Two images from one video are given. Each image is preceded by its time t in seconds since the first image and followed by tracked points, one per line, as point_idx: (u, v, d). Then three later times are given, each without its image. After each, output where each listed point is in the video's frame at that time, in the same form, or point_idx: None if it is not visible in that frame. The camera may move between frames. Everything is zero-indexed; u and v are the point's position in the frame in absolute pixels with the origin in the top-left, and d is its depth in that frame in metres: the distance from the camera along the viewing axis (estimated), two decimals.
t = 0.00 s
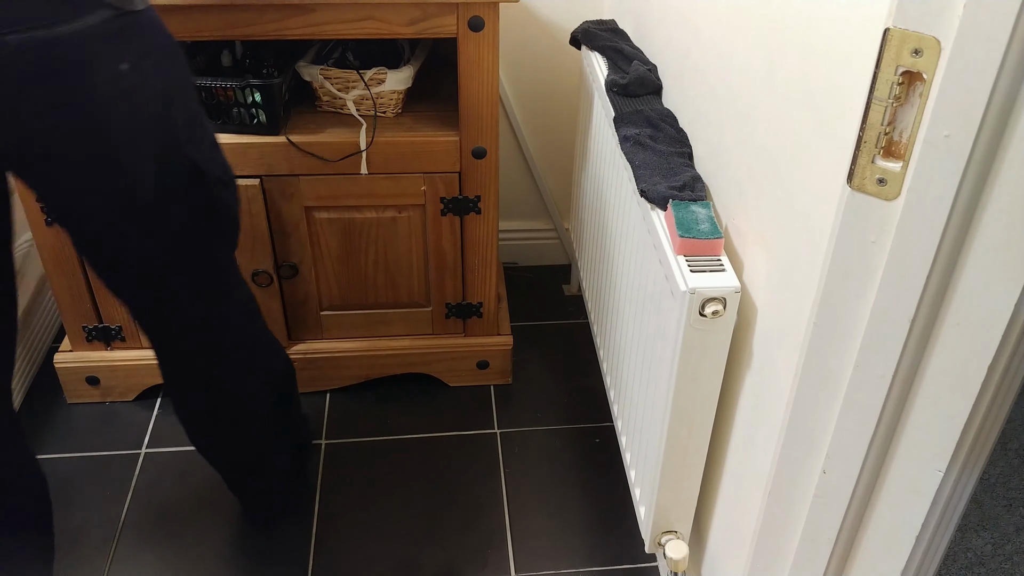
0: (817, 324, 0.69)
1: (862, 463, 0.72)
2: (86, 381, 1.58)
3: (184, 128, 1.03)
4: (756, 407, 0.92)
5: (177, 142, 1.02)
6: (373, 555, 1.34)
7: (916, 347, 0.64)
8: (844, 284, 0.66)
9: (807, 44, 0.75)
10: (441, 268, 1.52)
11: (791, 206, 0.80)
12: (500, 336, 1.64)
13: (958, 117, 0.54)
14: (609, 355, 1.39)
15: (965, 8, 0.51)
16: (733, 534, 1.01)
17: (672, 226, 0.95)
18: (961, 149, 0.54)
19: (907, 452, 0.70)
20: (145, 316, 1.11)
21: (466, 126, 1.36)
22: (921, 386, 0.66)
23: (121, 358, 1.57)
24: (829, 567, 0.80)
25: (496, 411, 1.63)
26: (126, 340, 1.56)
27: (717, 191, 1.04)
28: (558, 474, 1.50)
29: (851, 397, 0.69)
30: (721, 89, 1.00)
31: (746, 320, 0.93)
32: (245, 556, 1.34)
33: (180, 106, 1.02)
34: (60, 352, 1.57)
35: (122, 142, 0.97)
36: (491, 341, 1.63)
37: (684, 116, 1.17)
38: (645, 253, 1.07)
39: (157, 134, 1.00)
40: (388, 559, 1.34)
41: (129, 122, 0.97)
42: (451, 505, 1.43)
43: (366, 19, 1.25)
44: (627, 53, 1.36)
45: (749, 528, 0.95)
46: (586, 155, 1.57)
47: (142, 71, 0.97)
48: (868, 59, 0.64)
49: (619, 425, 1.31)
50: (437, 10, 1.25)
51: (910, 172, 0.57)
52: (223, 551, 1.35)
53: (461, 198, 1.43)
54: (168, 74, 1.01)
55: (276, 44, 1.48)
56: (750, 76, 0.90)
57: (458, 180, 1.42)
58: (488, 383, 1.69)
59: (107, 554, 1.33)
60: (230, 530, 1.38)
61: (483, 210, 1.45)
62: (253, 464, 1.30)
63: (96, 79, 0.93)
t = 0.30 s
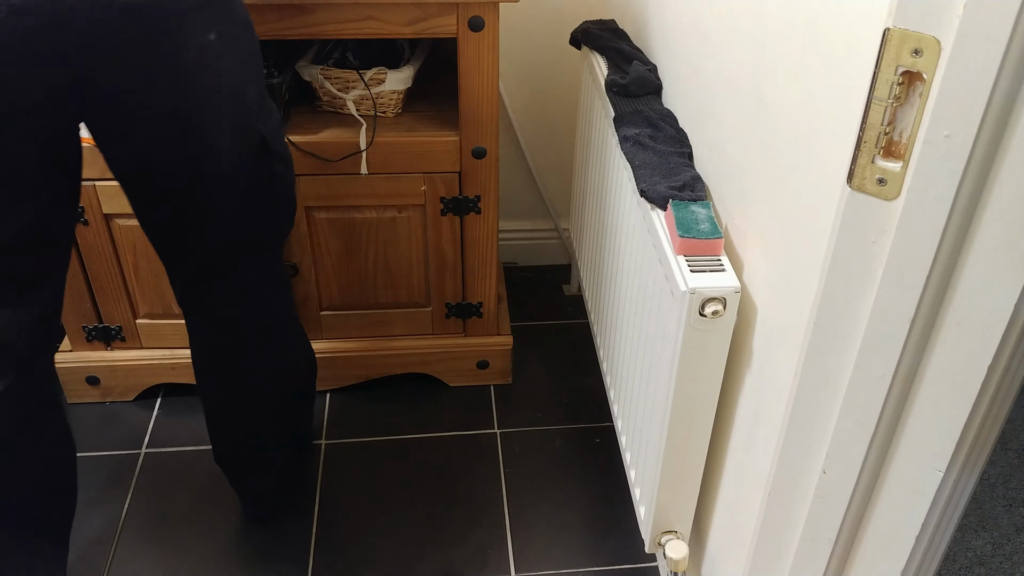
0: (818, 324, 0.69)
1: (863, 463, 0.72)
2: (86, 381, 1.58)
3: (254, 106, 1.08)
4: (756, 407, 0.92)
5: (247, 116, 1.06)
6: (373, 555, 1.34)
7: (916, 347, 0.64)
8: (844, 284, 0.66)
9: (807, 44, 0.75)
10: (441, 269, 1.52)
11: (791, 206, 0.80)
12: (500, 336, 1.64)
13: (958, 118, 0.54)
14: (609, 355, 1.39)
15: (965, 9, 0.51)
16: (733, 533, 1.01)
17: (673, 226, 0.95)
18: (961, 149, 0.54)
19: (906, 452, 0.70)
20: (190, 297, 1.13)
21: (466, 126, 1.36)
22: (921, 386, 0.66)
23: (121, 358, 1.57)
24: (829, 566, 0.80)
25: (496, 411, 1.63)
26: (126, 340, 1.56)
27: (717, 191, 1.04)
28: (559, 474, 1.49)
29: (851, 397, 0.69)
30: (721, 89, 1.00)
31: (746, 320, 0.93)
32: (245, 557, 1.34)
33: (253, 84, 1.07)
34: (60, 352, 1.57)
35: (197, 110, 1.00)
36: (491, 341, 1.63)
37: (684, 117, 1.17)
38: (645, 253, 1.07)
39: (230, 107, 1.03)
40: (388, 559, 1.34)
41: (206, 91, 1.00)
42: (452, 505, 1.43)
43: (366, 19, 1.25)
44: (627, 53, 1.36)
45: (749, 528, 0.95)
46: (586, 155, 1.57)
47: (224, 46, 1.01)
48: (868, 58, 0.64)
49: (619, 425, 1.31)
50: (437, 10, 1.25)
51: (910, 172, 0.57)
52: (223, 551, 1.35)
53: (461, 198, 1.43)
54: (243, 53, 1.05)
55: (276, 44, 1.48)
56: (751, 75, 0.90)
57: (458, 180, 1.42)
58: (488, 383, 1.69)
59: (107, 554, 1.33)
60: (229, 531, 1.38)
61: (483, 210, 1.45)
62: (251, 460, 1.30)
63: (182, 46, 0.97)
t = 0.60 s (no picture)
0: (818, 325, 0.69)
1: (863, 463, 0.72)
2: (86, 381, 1.58)
3: (262, 97, 1.07)
4: (756, 407, 0.92)
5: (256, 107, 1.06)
6: (373, 555, 1.34)
7: (916, 346, 0.64)
8: (844, 285, 0.65)
9: (807, 45, 0.75)
10: (441, 269, 1.52)
11: (792, 206, 0.80)
12: (500, 336, 1.64)
13: (958, 117, 0.54)
14: (609, 355, 1.39)
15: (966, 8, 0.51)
16: (733, 533, 1.01)
17: (673, 226, 0.95)
18: (961, 149, 0.54)
19: (906, 452, 0.70)
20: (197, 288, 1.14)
21: (465, 126, 1.36)
22: (920, 386, 0.66)
23: (121, 358, 1.57)
24: (829, 567, 0.80)
25: (496, 411, 1.63)
26: (126, 340, 1.56)
27: (717, 191, 1.04)
28: (560, 474, 1.49)
29: (851, 397, 0.69)
30: (722, 89, 1.00)
31: (746, 320, 0.93)
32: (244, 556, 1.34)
33: (262, 75, 1.06)
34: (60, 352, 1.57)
35: (206, 100, 1.00)
36: (491, 341, 1.63)
37: (684, 117, 1.17)
38: (645, 253, 1.07)
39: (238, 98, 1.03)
40: (389, 559, 1.34)
41: (214, 82, 1.00)
42: (452, 504, 1.43)
43: (365, 19, 1.25)
44: (627, 53, 1.36)
45: (749, 527, 0.94)
46: (586, 156, 1.57)
47: (234, 36, 1.01)
48: (867, 58, 0.64)
49: (619, 425, 1.31)
50: (437, 10, 1.25)
51: (910, 171, 0.57)
52: (223, 551, 1.35)
53: (461, 198, 1.43)
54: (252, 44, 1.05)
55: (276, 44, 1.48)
56: (751, 75, 0.90)
57: (458, 180, 1.42)
58: (488, 383, 1.69)
59: (107, 554, 1.33)
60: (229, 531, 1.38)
61: (483, 210, 1.45)
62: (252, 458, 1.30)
63: (192, 35, 0.97)
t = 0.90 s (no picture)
0: (818, 325, 0.69)
1: (862, 463, 0.72)
2: (86, 381, 1.58)
3: (215, 117, 1.00)
4: (756, 407, 0.92)
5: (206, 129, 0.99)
6: (373, 556, 1.34)
7: (916, 346, 0.64)
8: (844, 285, 0.66)
9: (807, 45, 0.75)
10: (441, 269, 1.52)
11: (791, 206, 0.80)
12: (500, 336, 1.64)
13: (957, 117, 0.54)
14: (609, 354, 1.39)
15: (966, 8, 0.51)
16: (733, 533, 1.01)
17: (673, 226, 0.95)
18: (961, 149, 0.54)
19: (906, 451, 0.70)
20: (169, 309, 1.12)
21: (465, 126, 1.36)
22: (920, 386, 0.66)
23: (121, 358, 1.57)
24: (829, 567, 0.80)
25: (496, 411, 1.63)
26: (126, 340, 1.56)
27: (717, 191, 1.04)
28: (560, 475, 1.49)
29: (851, 397, 0.69)
30: (722, 90, 1.00)
31: (746, 320, 0.93)
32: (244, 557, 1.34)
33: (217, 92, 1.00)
34: (59, 352, 1.57)
35: (152, 125, 0.96)
36: (491, 341, 1.63)
37: (684, 117, 1.17)
38: (645, 253, 1.07)
39: (186, 120, 0.97)
40: (389, 559, 1.34)
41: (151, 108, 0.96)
42: (452, 505, 1.43)
43: (365, 19, 1.25)
44: (627, 53, 1.36)
45: (750, 528, 0.94)
46: (586, 155, 1.57)
47: (172, 56, 0.95)
48: (868, 58, 0.64)
49: (619, 425, 1.31)
50: (437, 10, 1.25)
51: (910, 171, 0.57)
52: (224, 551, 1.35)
53: (461, 198, 1.43)
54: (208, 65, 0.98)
55: (276, 43, 1.48)
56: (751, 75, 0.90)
57: (458, 180, 1.42)
58: (488, 383, 1.69)
59: (107, 554, 1.33)
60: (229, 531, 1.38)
61: (483, 210, 1.45)
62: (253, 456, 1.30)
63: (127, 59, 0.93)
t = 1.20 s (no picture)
0: (818, 325, 0.69)
1: (862, 463, 0.72)
2: (86, 381, 1.58)
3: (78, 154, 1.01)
4: (756, 407, 0.92)
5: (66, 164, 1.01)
6: (372, 555, 1.34)
7: (916, 346, 0.64)
8: (844, 286, 0.66)
9: (808, 45, 0.75)
10: (441, 269, 1.52)
11: (791, 206, 0.80)
12: (500, 336, 1.64)
13: (958, 117, 0.54)
14: (609, 354, 1.39)
15: (966, 8, 0.51)
16: (732, 533, 1.01)
17: (673, 226, 0.95)
18: (962, 148, 0.54)
19: (906, 451, 0.70)
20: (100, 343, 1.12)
21: (465, 126, 1.37)
22: (921, 386, 0.66)
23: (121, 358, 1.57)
24: (829, 567, 0.80)
25: (496, 411, 1.63)
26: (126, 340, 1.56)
27: (717, 191, 1.04)
28: (559, 475, 1.49)
29: (851, 397, 0.69)
30: (722, 90, 1.00)
31: (746, 320, 0.93)
32: (244, 557, 1.34)
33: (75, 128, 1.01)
34: (59, 352, 1.57)
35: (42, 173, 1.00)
36: (491, 341, 1.63)
37: (684, 117, 1.17)
38: (645, 253, 1.07)
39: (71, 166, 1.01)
40: (388, 558, 1.34)
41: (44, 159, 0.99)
42: (451, 505, 1.43)
43: (366, 19, 1.25)
44: (627, 53, 1.36)
45: (750, 528, 0.94)
46: (586, 155, 1.57)
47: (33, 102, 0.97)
48: (868, 58, 0.64)
49: (619, 425, 1.31)
50: (437, 10, 1.25)
51: (910, 171, 0.57)
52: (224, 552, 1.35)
53: (461, 198, 1.43)
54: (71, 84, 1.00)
55: (276, 43, 1.48)
56: (751, 74, 0.90)
57: (458, 180, 1.42)
58: (488, 383, 1.69)
59: (106, 554, 1.33)
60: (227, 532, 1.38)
61: (483, 210, 1.45)
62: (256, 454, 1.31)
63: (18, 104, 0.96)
